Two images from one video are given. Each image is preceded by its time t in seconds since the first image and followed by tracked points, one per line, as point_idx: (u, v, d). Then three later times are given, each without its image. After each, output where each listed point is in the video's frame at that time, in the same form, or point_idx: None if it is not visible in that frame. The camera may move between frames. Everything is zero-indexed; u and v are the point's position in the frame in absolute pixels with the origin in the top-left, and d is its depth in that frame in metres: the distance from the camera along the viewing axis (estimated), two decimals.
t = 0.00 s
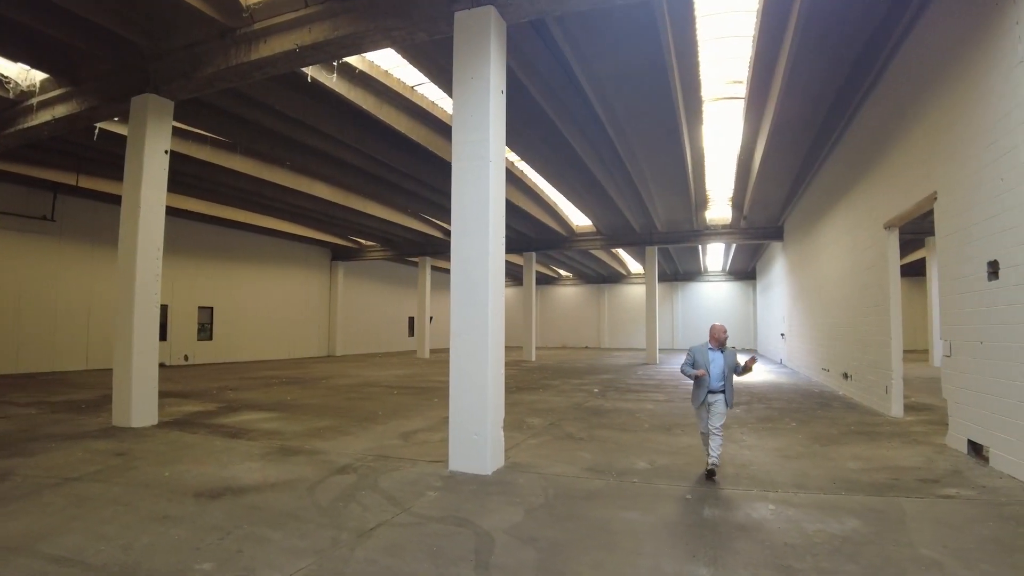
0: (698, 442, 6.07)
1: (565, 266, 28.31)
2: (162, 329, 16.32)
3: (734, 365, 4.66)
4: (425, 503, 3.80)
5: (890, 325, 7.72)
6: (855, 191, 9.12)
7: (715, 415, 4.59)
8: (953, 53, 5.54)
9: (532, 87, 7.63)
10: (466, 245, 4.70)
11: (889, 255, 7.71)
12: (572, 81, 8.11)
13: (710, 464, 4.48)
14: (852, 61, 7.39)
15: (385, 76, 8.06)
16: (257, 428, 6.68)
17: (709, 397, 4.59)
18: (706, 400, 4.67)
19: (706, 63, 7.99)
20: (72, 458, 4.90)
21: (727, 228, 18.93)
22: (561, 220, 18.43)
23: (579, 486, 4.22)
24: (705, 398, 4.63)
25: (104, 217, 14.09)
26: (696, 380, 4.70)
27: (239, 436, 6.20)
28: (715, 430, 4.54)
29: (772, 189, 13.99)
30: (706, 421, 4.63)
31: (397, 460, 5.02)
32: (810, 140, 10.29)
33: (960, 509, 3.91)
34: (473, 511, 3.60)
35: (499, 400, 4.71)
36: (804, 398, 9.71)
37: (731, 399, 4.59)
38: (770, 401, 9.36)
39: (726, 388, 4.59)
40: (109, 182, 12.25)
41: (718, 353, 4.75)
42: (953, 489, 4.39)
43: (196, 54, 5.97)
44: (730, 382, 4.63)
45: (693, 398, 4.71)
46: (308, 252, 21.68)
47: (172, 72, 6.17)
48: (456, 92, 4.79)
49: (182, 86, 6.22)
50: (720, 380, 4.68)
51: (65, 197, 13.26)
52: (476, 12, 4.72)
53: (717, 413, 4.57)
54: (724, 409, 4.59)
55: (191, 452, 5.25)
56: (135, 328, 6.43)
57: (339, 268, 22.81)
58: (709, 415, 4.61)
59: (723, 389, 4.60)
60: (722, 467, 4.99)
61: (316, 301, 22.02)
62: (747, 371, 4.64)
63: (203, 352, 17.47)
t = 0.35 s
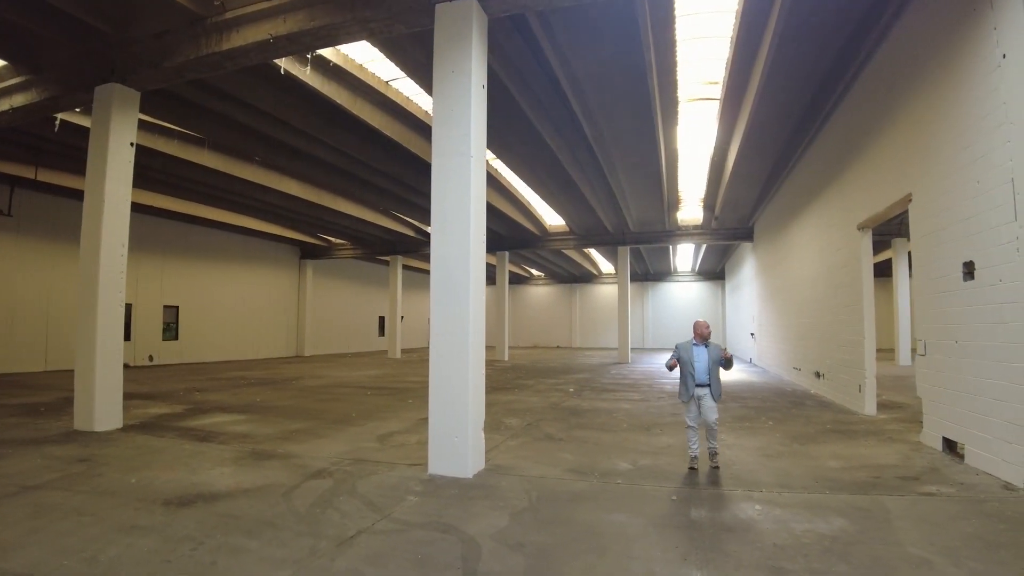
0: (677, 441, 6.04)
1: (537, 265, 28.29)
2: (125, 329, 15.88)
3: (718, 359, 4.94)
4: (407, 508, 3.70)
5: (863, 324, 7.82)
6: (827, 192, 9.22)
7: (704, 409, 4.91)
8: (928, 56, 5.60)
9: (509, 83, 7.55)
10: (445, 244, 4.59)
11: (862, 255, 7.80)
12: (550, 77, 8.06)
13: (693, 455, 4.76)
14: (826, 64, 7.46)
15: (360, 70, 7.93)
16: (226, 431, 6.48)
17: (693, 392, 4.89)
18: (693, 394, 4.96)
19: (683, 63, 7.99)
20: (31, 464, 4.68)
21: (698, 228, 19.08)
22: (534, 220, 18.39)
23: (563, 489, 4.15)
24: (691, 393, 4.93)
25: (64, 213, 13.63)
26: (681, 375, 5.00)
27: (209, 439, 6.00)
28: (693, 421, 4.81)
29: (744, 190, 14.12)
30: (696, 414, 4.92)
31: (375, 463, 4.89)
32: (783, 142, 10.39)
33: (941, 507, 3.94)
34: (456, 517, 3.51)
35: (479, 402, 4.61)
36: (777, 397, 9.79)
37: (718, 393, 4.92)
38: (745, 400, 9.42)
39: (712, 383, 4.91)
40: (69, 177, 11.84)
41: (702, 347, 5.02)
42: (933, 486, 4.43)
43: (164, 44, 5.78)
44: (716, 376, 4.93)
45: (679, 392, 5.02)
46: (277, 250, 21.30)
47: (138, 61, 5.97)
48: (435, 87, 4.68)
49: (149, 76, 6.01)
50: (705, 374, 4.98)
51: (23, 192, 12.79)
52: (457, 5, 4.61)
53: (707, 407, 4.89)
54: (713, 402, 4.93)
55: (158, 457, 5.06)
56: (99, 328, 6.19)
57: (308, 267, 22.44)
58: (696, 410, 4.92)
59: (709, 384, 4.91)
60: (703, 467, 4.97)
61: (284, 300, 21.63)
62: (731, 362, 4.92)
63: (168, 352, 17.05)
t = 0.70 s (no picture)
0: (664, 438, 5.96)
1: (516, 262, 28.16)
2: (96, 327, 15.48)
3: (718, 359, 5.13)
4: (390, 511, 3.55)
5: (847, 319, 7.82)
6: (810, 188, 9.22)
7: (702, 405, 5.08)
8: (914, 50, 5.58)
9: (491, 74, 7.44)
10: (428, 237, 4.45)
11: (846, 251, 7.83)
12: (532, 70, 7.96)
13: (679, 453, 4.76)
14: (810, 60, 7.44)
15: (339, 61, 7.77)
16: (200, 432, 6.26)
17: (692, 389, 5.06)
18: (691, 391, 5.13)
19: (667, 57, 7.92)
20: None
21: (678, 225, 19.10)
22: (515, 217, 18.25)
23: (552, 488, 4.04)
24: (689, 390, 5.10)
25: (30, 208, 13.21)
26: (681, 372, 5.16)
27: (182, 441, 5.79)
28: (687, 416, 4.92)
29: (724, 187, 14.13)
30: (694, 410, 5.10)
31: (356, 465, 4.73)
32: (763, 139, 10.39)
33: (935, 503, 3.89)
34: (443, 520, 3.37)
35: (463, 401, 4.47)
36: (760, 394, 9.77)
37: (716, 392, 5.11)
38: (728, 397, 9.38)
39: (711, 382, 5.09)
40: (36, 170, 11.46)
41: (704, 346, 5.19)
42: (925, 482, 4.39)
43: (135, 29, 5.60)
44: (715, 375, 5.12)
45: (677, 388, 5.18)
46: (252, 247, 20.93)
47: (107, 47, 5.76)
48: (418, 75, 4.53)
49: (118, 62, 5.79)
50: (705, 372, 5.15)
51: None
52: None
53: (705, 404, 5.10)
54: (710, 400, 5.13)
55: (129, 460, 4.85)
56: (65, 326, 5.93)
57: (285, 264, 22.08)
58: (694, 406, 5.10)
59: (708, 383, 5.09)
60: (693, 464, 4.88)
61: (259, 298, 21.26)
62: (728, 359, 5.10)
63: (140, 351, 16.66)
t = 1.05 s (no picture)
0: (650, 440, 5.85)
1: (496, 261, 28.01)
2: (65, 327, 15.05)
3: (710, 356, 5.49)
4: (372, 520, 3.40)
5: (830, 318, 7.81)
6: (793, 187, 9.21)
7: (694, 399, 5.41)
8: (902, 48, 5.55)
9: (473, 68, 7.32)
10: (410, 234, 4.29)
11: (829, 250, 7.84)
12: (516, 65, 7.84)
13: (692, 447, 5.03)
14: (795, 58, 7.40)
15: (317, 53, 7.60)
16: (172, 437, 6.04)
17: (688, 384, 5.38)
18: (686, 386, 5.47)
19: (651, 54, 7.85)
20: None
21: (658, 224, 19.10)
22: (496, 216, 18.12)
23: (539, 494, 3.92)
24: (687, 385, 5.42)
25: None
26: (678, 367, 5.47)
27: (153, 446, 5.56)
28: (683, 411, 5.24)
29: (704, 186, 14.12)
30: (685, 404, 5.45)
31: (335, 471, 4.56)
32: (745, 138, 10.37)
33: (928, 505, 3.84)
34: (427, 530, 3.23)
35: (447, 402, 4.33)
36: (743, 394, 9.74)
37: (708, 387, 5.46)
38: (711, 397, 9.34)
39: (704, 378, 5.44)
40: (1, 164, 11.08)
41: (699, 343, 5.52)
42: (916, 483, 4.34)
43: (103, 16, 5.37)
44: (707, 371, 5.48)
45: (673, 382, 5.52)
46: (228, 245, 20.55)
47: (74, 35, 5.52)
48: (400, 64, 4.38)
49: (86, 51, 5.56)
50: (698, 368, 5.49)
51: None
52: None
53: (698, 399, 5.44)
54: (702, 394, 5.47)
55: (97, 467, 4.63)
56: (29, 327, 5.68)
57: (260, 263, 21.69)
58: (689, 400, 5.44)
59: (701, 379, 5.44)
60: (682, 467, 4.79)
61: (235, 297, 20.86)
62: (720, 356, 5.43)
63: (112, 352, 16.25)
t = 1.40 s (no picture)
0: (635, 442, 5.76)
1: (476, 262, 27.86)
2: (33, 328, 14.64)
3: (688, 357, 5.58)
4: (350, 530, 3.26)
5: (813, 319, 7.80)
6: (775, 188, 9.21)
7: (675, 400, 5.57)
8: (887, 48, 5.53)
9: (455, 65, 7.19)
10: (391, 232, 4.15)
11: (812, 250, 7.84)
12: (498, 63, 7.72)
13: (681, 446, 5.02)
14: (778, 59, 7.38)
15: (294, 48, 7.46)
16: (142, 442, 5.82)
17: (667, 388, 5.55)
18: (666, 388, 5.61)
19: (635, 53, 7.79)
20: None
21: (638, 225, 19.10)
22: (476, 216, 17.99)
23: (524, 500, 3.80)
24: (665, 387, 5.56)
25: None
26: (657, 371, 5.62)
27: (122, 452, 5.35)
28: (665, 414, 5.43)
29: (685, 187, 14.11)
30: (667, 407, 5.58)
31: (312, 477, 4.40)
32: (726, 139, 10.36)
33: (918, 508, 3.80)
34: (409, 539, 3.10)
35: (428, 405, 4.20)
36: (724, 394, 9.71)
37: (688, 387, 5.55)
38: (693, 398, 9.29)
39: (682, 379, 5.54)
40: None
41: (675, 345, 5.65)
42: (905, 485, 4.30)
43: (71, 4, 5.16)
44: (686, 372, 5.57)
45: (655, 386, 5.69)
46: (202, 244, 20.16)
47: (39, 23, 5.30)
48: (380, 56, 4.25)
49: (52, 40, 5.33)
50: (678, 370, 5.60)
51: None
52: None
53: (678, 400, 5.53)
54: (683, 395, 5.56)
55: (62, 475, 4.43)
56: None
57: (236, 262, 21.32)
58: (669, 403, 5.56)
59: (679, 379, 5.55)
60: (669, 470, 4.71)
61: (209, 297, 20.47)
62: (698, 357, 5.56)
63: (82, 353, 15.83)
